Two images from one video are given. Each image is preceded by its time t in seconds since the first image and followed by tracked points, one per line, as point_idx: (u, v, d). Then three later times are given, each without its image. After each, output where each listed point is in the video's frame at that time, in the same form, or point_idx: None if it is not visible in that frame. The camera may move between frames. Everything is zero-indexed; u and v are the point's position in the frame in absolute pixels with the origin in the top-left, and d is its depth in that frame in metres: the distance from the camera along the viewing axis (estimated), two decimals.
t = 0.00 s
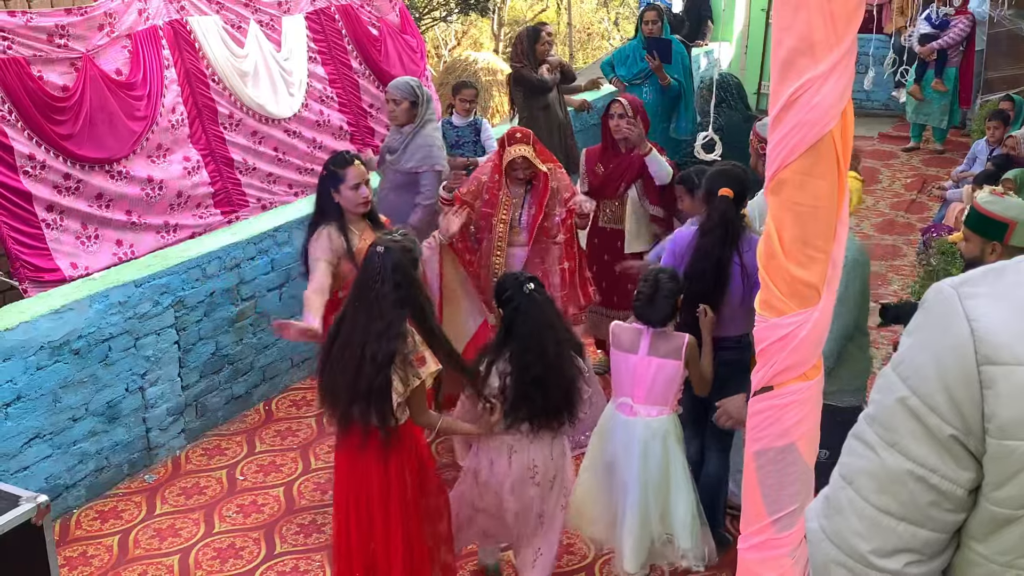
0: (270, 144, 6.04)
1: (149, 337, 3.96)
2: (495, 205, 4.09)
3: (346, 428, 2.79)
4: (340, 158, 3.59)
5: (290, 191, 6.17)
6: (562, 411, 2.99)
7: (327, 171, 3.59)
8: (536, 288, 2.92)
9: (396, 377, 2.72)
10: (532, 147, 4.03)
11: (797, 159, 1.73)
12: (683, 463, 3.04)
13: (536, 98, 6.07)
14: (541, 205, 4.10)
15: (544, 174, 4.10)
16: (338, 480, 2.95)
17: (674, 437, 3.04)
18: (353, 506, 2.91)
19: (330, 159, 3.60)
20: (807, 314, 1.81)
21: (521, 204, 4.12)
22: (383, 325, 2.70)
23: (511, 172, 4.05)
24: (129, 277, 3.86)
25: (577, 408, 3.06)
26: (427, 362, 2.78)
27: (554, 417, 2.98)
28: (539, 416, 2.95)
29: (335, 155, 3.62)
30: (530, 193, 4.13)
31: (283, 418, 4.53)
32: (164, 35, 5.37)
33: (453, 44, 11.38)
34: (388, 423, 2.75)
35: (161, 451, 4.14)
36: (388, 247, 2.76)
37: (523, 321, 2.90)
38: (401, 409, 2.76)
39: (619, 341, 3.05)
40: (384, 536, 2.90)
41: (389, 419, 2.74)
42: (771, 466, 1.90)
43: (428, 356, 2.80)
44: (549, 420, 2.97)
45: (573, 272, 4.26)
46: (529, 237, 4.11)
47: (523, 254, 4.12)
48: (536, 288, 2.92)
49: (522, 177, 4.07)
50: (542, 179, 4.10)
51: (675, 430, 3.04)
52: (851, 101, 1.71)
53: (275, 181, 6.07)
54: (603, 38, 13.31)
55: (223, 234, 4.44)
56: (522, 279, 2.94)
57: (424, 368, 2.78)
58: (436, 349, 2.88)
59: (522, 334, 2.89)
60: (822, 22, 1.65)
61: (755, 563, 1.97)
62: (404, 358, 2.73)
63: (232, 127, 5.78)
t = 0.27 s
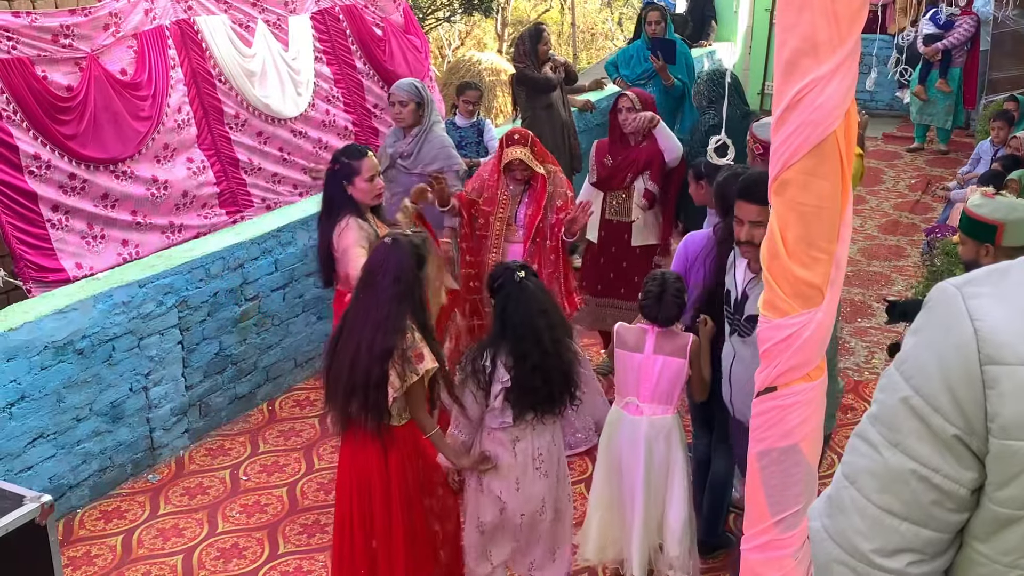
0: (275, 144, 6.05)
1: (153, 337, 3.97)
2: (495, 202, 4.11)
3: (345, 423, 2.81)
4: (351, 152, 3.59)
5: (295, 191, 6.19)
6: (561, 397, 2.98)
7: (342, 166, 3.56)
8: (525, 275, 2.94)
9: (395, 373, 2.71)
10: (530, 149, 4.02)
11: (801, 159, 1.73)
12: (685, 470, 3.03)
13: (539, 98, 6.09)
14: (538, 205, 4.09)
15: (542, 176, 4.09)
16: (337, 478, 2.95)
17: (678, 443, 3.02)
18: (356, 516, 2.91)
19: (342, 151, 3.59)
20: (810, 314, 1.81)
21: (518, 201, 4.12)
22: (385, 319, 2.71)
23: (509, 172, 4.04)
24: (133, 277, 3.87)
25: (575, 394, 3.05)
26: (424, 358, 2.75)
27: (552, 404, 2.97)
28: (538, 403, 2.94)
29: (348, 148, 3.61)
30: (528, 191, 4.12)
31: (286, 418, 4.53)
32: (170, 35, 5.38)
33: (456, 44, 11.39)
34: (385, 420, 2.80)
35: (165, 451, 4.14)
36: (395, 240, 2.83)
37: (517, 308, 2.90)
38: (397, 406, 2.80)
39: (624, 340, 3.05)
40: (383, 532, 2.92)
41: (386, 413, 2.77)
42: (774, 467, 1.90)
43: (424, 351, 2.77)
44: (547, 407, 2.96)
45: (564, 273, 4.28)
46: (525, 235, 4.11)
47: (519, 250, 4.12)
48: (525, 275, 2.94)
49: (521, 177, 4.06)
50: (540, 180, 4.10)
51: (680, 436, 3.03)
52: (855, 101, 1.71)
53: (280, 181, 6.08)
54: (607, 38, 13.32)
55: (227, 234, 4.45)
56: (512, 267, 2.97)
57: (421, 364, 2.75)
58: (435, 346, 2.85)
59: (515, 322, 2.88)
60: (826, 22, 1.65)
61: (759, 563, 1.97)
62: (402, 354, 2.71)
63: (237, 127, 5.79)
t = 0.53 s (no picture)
0: (277, 144, 6.05)
1: (152, 337, 3.97)
2: (485, 195, 4.13)
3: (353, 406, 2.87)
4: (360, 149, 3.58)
5: (297, 191, 6.18)
6: (544, 407, 2.88)
7: (356, 164, 3.52)
8: (515, 280, 2.84)
9: (407, 356, 2.74)
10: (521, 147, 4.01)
11: (801, 160, 1.73)
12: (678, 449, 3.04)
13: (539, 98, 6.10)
14: (530, 200, 4.08)
15: (534, 175, 4.09)
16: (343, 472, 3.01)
17: (668, 422, 3.03)
18: (359, 513, 2.96)
19: (352, 149, 3.58)
20: (810, 314, 1.80)
21: (509, 196, 4.12)
22: (404, 302, 2.76)
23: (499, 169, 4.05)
24: (133, 277, 3.87)
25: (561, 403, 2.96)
26: (440, 341, 2.78)
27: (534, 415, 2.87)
28: (520, 413, 2.84)
29: (360, 146, 3.59)
30: (520, 188, 4.11)
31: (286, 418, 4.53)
32: (175, 34, 5.37)
33: (457, 44, 11.40)
34: (396, 408, 2.82)
35: (164, 451, 4.14)
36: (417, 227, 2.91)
37: (505, 314, 2.80)
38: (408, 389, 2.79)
39: (619, 323, 3.05)
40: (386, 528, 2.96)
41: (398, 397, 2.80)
42: (775, 468, 1.89)
43: (441, 333, 2.80)
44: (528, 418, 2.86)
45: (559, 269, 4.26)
46: (518, 230, 4.11)
47: (511, 247, 4.11)
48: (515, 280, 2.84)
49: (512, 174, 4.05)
50: (531, 178, 4.09)
51: (670, 415, 3.03)
52: (856, 101, 1.71)
53: (282, 181, 6.08)
54: (607, 38, 13.32)
55: (228, 234, 4.45)
56: (504, 273, 2.87)
57: (437, 347, 2.77)
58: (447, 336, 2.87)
59: (500, 327, 2.80)
60: (825, 23, 1.65)
61: (760, 563, 1.97)
62: (417, 337, 2.75)
63: (241, 127, 5.79)
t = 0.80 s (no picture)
0: (279, 145, 6.05)
1: (150, 337, 3.97)
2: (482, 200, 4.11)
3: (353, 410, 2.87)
4: (361, 154, 3.59)
5: (298, 192, 6.20)
6: (530, 413, 2.86)
7: (357, 168, 3.52)
8: (519, 283, 2.83)
9: (406, 361, 2.73)
10: (517, 152, 4.04)
11: (798, 161, 1.73)
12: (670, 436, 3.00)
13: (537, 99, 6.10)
14: (528, 201, 4.10)
15: (530, 181, 4.09)
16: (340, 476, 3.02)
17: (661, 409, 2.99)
18: (357, 518, 2.97)
19: (352, 153, 3.58)
20: (808, 316, 1.81)
21: (508, 198, 4.12)
22: (399, 305, 2.74)
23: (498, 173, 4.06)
24: (131, 278, 3.87)
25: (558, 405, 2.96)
26: (437, 343, 2.77)
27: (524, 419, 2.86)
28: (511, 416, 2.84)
29: (360, 151, 3.61)
30: (517, 189, 4.12)
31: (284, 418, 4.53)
32: (180, 34, 5.37)
33: (455, 45, 11.41)
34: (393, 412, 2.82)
35: (162, 452, 4.14)
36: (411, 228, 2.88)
37: (502, 315, 2.79)
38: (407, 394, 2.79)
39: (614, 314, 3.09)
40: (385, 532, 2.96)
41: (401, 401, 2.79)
42: (772, 469, 1.89)
43: (438, 336, 2.79)
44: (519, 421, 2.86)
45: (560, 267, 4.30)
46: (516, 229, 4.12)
47: (510, 248, 4.13)
48: (518, 284, 2.83)
49: (509, 176, 4.07)
50: (529, 182, 4.10)
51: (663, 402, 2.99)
52: (853, 103, 1.71)
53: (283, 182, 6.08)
54: (605, 39, 13.35)
55: (226, 235, 4.44)
56: (505, 274, 2.85)
57: (435, 350, 2.76)
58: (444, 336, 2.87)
59: (497, 329, 2.79)
60: (823, 25, 1.65)
61: (756, 564, 1.94)
62: (415, 340, 2.74)
63: (244, 128, 5.79)
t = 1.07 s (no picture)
0: (284, 145, 6.05)
1: (150, 337, 3.97)
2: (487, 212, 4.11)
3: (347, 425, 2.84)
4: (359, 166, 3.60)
5: (301, 192, 6.17)
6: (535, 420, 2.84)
7: (353, 179, 3.54)
8: (529, 292, 2.84)
9: (391, 373, 2.75)
10: (523, 162, 4.06)
11: (797, 161, 1.73)
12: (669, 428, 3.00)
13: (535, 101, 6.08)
14: (534, 210, 4.12)
15: (537, 189, 4.11)
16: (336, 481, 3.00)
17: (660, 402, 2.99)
18: (356, 524, 2.96)
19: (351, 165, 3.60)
20: (807, 316, 1.81)
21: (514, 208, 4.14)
22: (384, 318, 2.75)
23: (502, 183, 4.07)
24: (131, 278, 3.87)
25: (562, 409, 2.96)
26: (421, 356, 2.81)
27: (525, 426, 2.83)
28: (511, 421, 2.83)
29: (358, 163, 3.62)
30: (523, 198, 4.14)
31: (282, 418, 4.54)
32: (187, 34, 5.38)
33: (455, 45, 11.41)
34: (382, 421, 2.83)
35: (161, 452, 4.14)
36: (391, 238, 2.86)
37: (512, 325, 2.80)
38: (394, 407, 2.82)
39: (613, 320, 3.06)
40: (383, 538, 2.95)
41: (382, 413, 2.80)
42: (770, 470, 1.89)
43: (422, 349, 2.83)
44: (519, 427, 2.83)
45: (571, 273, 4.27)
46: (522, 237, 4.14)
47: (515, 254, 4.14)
48: (528, 292, 2.84)
49: (515, 186, 4.08)
50: (534, 192, 4.12)
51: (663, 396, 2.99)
52: (852, 103, 1.71)
53: (287, 183, 6.08)
54: (605, 40, 13.34)
55: (225, 235, 4.44)
56: (516, 281, 2.85)
57: (418, 362, 2.80)
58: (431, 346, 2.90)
59: (508, 335, 2.80)
60: (822, 26, 1.65)
61: (755, 564, 1.96)
62: (399, 353, 2.76)
63: (250, 128, 5.79)
